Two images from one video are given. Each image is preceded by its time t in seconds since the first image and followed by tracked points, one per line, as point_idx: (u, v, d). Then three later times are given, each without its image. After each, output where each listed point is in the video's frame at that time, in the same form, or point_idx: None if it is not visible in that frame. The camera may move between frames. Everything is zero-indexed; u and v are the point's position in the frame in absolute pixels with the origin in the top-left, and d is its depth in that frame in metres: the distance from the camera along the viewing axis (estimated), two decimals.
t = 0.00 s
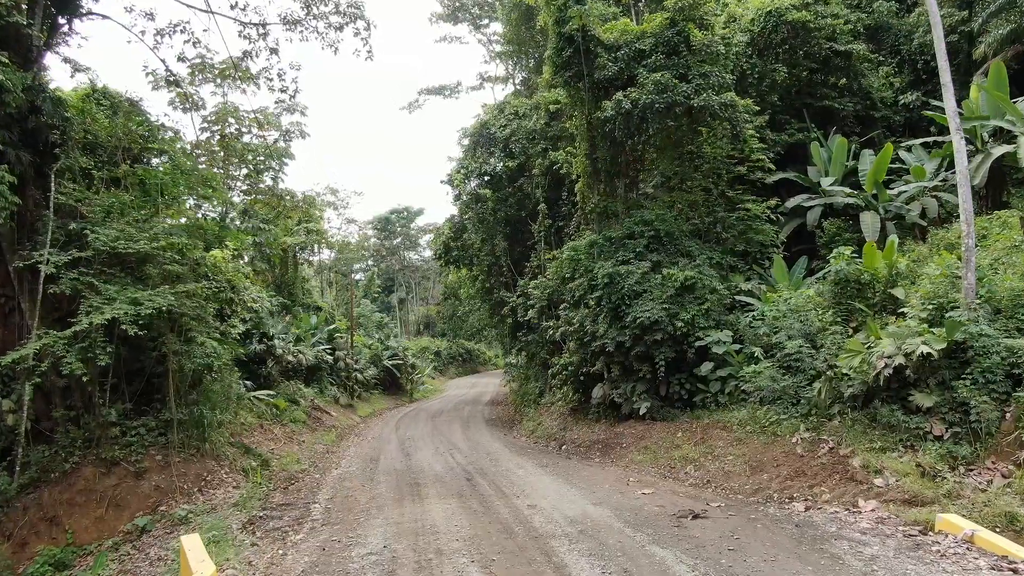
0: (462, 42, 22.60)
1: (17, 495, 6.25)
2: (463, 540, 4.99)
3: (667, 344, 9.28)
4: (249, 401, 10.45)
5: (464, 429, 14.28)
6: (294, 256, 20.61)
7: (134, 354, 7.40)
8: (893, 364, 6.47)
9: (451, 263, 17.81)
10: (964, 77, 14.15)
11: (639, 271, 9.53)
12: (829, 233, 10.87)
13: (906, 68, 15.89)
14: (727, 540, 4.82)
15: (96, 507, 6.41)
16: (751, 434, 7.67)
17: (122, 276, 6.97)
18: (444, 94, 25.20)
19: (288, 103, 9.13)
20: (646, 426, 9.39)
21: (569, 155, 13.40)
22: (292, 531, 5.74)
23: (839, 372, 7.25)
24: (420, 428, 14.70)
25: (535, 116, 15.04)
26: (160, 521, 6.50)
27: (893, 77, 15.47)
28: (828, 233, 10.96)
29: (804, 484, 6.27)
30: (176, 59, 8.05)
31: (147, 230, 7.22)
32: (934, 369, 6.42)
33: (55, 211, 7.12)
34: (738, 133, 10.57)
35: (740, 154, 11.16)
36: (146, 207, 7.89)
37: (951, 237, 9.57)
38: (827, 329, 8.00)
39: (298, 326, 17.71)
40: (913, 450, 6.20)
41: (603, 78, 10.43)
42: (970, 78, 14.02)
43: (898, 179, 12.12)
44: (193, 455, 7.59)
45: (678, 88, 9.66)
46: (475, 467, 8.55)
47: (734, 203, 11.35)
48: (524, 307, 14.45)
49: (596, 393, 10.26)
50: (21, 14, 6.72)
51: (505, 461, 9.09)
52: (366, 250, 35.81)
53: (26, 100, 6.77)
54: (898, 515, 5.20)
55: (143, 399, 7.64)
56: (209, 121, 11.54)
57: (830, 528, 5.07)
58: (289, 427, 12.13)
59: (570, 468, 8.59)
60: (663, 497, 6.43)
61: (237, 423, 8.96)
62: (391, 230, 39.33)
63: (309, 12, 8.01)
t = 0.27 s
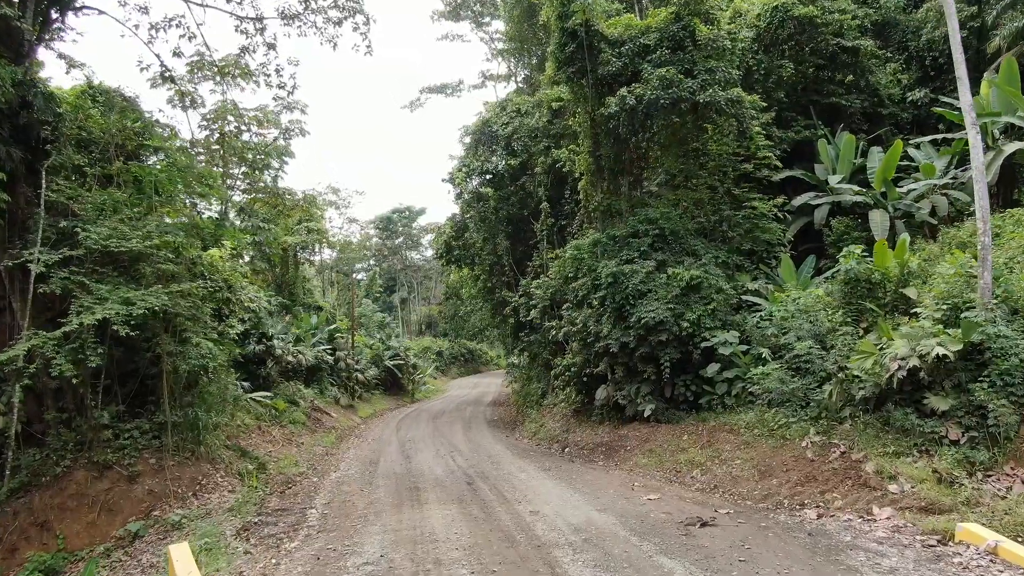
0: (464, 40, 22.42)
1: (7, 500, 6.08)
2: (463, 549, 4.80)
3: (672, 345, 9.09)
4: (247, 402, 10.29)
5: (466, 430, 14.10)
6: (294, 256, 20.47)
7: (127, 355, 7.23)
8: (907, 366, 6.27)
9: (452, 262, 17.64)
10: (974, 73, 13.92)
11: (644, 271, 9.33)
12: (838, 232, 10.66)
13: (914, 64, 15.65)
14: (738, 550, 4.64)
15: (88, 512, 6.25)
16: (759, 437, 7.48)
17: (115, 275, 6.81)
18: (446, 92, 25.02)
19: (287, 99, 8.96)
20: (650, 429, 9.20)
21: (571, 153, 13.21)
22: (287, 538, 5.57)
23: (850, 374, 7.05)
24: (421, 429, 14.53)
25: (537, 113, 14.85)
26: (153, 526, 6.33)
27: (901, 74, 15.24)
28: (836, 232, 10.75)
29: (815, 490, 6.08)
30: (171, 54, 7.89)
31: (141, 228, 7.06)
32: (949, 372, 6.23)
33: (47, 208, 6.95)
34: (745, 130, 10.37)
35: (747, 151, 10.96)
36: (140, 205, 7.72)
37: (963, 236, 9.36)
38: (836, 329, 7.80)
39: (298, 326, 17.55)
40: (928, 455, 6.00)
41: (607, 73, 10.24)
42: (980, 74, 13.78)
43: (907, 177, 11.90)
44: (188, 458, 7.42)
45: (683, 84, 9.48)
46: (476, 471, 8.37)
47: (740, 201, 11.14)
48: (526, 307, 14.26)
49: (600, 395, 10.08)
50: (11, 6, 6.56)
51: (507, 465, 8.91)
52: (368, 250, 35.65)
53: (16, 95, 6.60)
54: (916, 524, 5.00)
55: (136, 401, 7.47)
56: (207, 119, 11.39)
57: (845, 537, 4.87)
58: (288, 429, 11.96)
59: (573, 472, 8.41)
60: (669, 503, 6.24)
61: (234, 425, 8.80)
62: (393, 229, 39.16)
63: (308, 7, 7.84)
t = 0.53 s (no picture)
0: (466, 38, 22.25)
1: None
2: (463, 559, 4.62)
3: (677, 346, 8.89)
4: (245, 404, 10.13)
5: (467, 432, 13.91)
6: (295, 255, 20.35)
7: (120, 357, 7.07)
8: (922, 368, 6.06)
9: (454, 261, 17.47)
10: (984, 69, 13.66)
11: (649, 270, 9.14)
12: (847, 231, 10.44)
13: (922, 61, 15.42)
14: (749, 561, 4.44)
15: (79, 517, 6.09)
16: (768, 441, 7.27)
17: (106, 275, 6.65)
18: (448, 91, 24.86)
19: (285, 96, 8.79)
20: (655, 432, 9.00)
21: (574, 151, 13.02)
22: (282, 546, 5.39)
23: (862, 377, 6.84)
24: (422, 430, 14.37)
25: (540, 110, 14.67)
26: (145, 532, 6.15)
27: (909, 71, 15.01)
28: (844, 230, 10.53)
29: (827, 497, 5.87)
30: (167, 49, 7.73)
31: (134, 226, 6.89)
32: (966, 374, 6.01)
33: (37, 206, 6.79)
34: (752, 127, 10.17)
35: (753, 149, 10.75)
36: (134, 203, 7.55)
37: (976, 234, 9.13)
38: (847, 331, 7.59)
39: (298, 326, 17.41)
40: (944, 460, 5.79)
41: (611, 69, 10.05)
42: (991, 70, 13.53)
43: (917, 175, 11.68)
44: (183, 462, 7.24)
45: (689, 79, 9.28)
46: (477, 475, 8.19)
47: (747, 199, 10.93)
48: (528, 307, 14.08)
49: (603, 397, 9.88)
50: None
51: (509, 468, 8.73)
52: (369, 250, 35.54)
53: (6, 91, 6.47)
54: (934, 534, 4.80)
55: (130, 403, 7.31)
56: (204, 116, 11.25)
57: (862, 548, 4.66)
58: (287, 430, 11.80)
59: (577, 476, 8.21)
60: (676, 509, 6.04)
61: (231, 427, 8.63)
62: (395, 229, 39.03)
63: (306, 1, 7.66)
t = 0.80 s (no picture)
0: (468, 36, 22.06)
1: None
2: (462, 571, 4.43)
3: (682, 348, 8.69)
4: (242, 406, 9.96)
5: (469, 434, 13.72)
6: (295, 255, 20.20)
7: (112, 358, 6.90)
8: (938, 371, 5.86)
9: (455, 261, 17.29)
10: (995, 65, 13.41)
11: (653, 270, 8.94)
12: (855, 229, 10.23)
13: (930, 57, 15.18)
14: (761, 574, 4.25)
15: (69, 522, 5.92)
16: (777, 445, 7.07)
17: (97, 274, 6.49)
18: (449, 89, 24.67)
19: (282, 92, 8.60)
20: (660, 435, 8.81)
21: (577, 149, 12.82)
22: (275, 555, 5.21)
23: (875, 379, 6.63)
24: (423, 432, 14.20)
25: (542, 108, 14.47)
26: (137, 539, 5.97)
27: (917, 67, 14.77)
28: (853, 229, 10.31)
29: (840, 504, 5.67)
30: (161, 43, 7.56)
31: (126, 225, 6.71)
32: (984, 377, 5.81)
33: (26, 204, 6.64)
34: (758, 123, 9.96)
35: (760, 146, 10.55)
36: (127, 201, 7.38)
37: (989, 232, 8.91)
38: (859, 332, 7.38)
39: (298, 326, 17.26)
40: (961, 466, 5.58)
41: (615, 64, 9.85)
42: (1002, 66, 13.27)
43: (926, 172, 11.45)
44: (176, 466, 7.06)
45: (694, 75, 9.09)
46: (478, 479, 8.00)
47: (753, 198, 10.72)
48: (530, 307, 13.88)
49: (607, 399, 9.68)
50: None
51: (510, 472, 8.55)
52: (371, 249, 35.42)
53: None
54: (954, 544, 4.59)
55: (122, 406, 7.15)
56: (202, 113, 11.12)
57: (879, 559, 4.46)
58: (285, 432, 11.63)
59: (580, 480, 8.02)
60: (684, 517, 5.84)
61: (227, 430, 8.46)
62: (397, 229, 38.87)
63: None
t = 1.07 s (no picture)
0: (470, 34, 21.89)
1: None
2: None
3: (688, 349, 8.49)
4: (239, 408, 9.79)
5: (470, 436, 13.54)
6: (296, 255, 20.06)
7: (104, 360, 6.72)
8: (955, 374, 5.64)
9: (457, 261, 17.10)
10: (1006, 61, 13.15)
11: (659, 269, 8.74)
12: (865, 228, 10.00)
13: (939, 53, 14.93)
14: None
15: (59, 529, 5.75)
16: (786, 450, 6.86)
17: (87, 274, 6.32)
18: (451, 88, 24.49)
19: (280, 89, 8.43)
20: (665, 438, 8.60)
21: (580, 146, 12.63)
22: (268, 565, 5.03)
23: (888, 382, 6.42)
24: (424, 434, 14.04)
25: (545, 105, 14.29)
26: (128, 545, 5.80)
27: (926, 63, 14.52)
28: (863, 227, 10.09)
29: (854, 512, 5.46)
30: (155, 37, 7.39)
31: (117, 222, 6.54)
32: (1004, 380, 5.59)
33: (14, 201, 6.46)
34: (766, 119, 9.74)
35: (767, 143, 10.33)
36: (119, 198, 7.21)
37: (1004, 230, 8.68)
38: (871, 333, 7.17)
39: (299, 327, 17.11)
40: (980, 473, 5.37)
41: (619, 59, 9.66)
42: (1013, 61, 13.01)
43: (936, 170, 11.21)
44: (170, 470, 6.88)
45: (701, 69, 8.89)
46: (479, 484, 7.80)
47: (760, 195, 10.51)
48: (532, 308, 13.69)
49: (611, 401, 9.48)
50: None
51: (512, 476, 8.36)
52: (373, 249, 35.27)
53: None
54: (976, 556, 4.38)
55: (115, 408, 6.98)
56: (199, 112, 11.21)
57: (897, 572, 4.25)
58: (283, 434, 11.45)
59: (584, 485, 7.82)
60: (691, 525, 5.64)
61: (223, 433, 8.29)
62: (399, 229, 38.74)
63: None
